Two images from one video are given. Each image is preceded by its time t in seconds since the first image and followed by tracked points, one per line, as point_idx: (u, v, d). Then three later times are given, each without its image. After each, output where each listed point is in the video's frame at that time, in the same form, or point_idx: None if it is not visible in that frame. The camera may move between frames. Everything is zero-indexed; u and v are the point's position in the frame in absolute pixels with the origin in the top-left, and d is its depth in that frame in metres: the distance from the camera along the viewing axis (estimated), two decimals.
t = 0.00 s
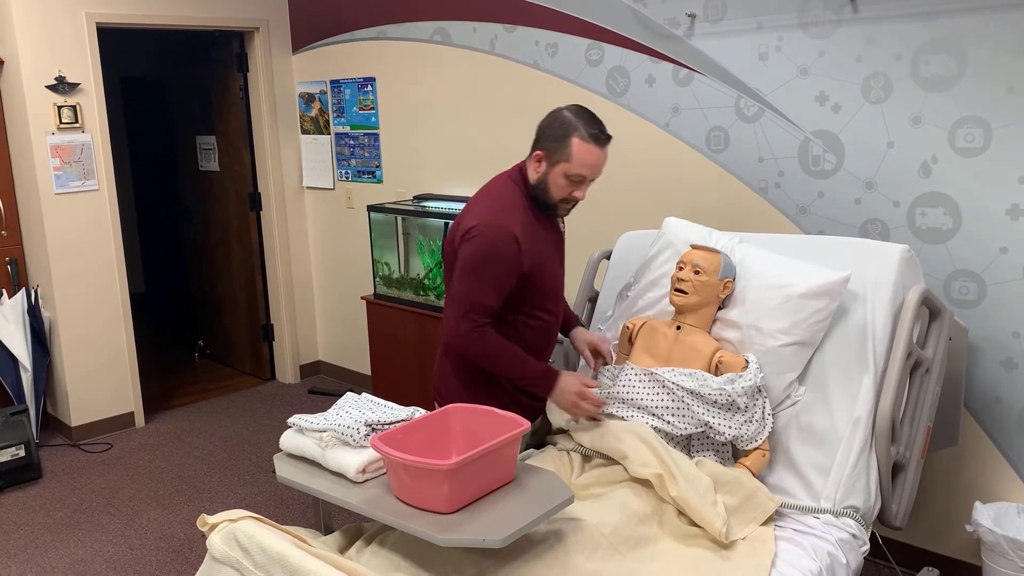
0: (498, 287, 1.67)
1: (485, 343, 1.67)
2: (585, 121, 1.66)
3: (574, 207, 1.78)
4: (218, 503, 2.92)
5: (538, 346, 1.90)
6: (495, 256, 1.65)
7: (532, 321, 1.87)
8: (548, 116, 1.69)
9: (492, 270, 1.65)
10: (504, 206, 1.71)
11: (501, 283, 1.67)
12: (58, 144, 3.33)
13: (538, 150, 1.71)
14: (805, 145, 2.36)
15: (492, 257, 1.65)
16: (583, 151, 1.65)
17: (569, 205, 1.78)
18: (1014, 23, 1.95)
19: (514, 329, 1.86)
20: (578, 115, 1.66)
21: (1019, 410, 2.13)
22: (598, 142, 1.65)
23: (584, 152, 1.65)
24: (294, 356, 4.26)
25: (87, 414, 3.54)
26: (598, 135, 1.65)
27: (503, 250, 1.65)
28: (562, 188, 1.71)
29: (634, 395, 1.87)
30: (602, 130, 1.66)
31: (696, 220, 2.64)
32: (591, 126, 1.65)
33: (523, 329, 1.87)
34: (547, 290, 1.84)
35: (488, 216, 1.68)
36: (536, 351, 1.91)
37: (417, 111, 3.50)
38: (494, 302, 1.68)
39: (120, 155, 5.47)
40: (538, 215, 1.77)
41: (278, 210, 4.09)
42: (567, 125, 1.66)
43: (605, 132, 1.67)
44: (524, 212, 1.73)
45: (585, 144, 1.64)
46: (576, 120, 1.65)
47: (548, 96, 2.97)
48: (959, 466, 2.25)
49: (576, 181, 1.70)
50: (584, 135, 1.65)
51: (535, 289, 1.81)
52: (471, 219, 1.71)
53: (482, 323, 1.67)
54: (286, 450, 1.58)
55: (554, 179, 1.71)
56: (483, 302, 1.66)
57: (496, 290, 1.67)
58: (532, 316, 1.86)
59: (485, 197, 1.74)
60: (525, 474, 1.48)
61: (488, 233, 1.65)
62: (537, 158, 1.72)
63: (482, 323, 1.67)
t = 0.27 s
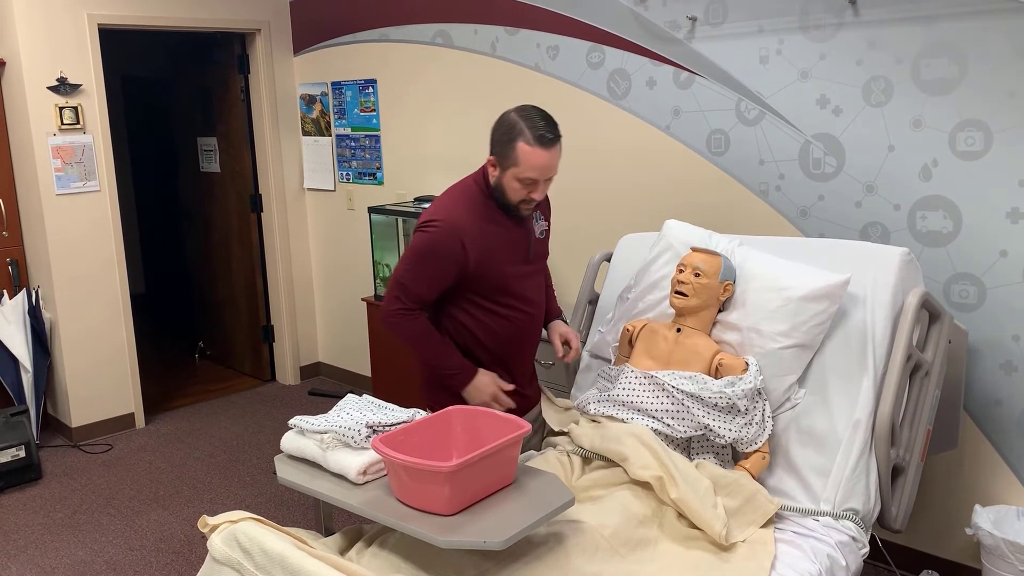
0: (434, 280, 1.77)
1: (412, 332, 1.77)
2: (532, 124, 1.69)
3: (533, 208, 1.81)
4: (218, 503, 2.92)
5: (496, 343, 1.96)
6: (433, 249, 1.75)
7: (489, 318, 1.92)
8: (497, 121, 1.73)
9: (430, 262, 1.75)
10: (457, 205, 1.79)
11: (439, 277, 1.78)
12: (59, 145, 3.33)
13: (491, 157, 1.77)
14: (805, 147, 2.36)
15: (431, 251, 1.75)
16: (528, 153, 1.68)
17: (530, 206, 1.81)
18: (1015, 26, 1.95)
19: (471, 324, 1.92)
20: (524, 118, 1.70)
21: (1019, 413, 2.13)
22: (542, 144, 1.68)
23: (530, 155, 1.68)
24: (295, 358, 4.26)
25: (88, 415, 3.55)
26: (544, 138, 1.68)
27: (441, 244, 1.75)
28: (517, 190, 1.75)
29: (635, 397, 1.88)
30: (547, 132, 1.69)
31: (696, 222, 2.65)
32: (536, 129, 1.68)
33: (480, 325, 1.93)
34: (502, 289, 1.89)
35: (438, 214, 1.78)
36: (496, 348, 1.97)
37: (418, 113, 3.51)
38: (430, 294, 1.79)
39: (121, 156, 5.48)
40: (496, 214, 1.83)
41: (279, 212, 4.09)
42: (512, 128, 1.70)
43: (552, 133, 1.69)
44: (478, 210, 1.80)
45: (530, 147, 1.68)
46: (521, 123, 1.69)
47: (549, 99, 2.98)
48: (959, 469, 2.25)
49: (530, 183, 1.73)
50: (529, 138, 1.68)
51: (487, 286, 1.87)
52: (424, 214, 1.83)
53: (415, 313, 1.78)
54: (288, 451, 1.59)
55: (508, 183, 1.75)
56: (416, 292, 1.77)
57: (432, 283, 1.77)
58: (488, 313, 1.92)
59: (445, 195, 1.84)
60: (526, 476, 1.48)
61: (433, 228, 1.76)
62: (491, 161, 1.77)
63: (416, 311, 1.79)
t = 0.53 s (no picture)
0: (390, 263, 1.86)
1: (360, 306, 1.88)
2: (498, 131, 1.71)
3: (504, 215, 1.82)
4: (219, 508, 2.92)
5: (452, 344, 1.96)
6: (393, 233, 1.84)
7: (448, 317, 1.94)
8: (469, 128, 1.76)
9: (386, 245, 1.84)
10: (427, 198, 1.87)
11: (397, 261, 1.86)
12: (61, 149, 3.34)
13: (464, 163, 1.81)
14: (807, 152, 2.36)
15: (390, 234, 1.84)
16: (489, 160, 1.70)
17: (503, 214, 1.82)
18: (1017, 32, 1.96)
19: (433, 321, 1.95)
20: (491, 125, 1.72)
21: (1021, 418, 2.13)
22: (502, 151, 1.69)
23: (492, 162, 1.70)
24: (296, 362, 4.26)
25: (89, 419, 3.54)
26: (506, 145, 1.70)
27: (399, 228, 1.83)
28: (485, 196, 1.77)
29: (637, 403, 1.87)
30: (510, 140, 1.70)
31: (698, 227, 2.65)
32: (499, 136, 1.70)
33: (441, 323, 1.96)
34: (461, 289, 1.91)
35: (410, 203, 1.87)
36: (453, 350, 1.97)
37: (420, 118, 3.51)
38: (388, 276, 1.88)
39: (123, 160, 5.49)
40: (464, 214, 1.87)
41: (281, 216, 4.10)
42: (479, 135, 1.73)
43: (516, 141, 1.71)
44: (445, 206, 1.86)
45: (491, 154, 1.70)
46: (486, 130, 1.72)
47: (551, 104, 2.98)
48: (961, 475, 2.25)
49: (496, 190, 1.75)
50: (491, 146, 1.70)
51: (445, 281, 1.91)
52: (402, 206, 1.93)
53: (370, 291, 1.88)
54: (289, 456, 1.58)
55: (477, 190, 1.78)
56: (372, 271, 1.86)
57: (389, 265, 1.86)
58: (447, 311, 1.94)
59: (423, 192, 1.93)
60: (528, 481, 1.48)
61: (400, 215, 1.85)
62: (463, 167, 1.80)
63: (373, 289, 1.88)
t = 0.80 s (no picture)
0: (362, 261, 1.90)
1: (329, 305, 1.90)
2: (458, 125, 1.76)
3: (466, 212, 1.84)
4: (221, 512, 2.91)
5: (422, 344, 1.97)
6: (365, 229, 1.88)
7: (418, 315, 1.96)
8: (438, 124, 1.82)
9: (359, 242, 1.89)
10: (402, 196, 1.90)
11: (370, 257, 1.90)
12: (65, 153, 3.34)
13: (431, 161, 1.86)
14: (810, 158, 2.36)
15: (363, 231, 1.88)
16: (447, 152, 1.75)
17: (467, 211, 1.84)
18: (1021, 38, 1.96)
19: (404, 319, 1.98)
20: (454, 120, 1.78)
21: None
22: (458, 143, 1.73)
23: (449, 153, 1.74)
24: (298, 366, 4.26)
25: (91, 423, 3.54)
26: (464, 137, 1.73)
27: (370, 225, 1.87)
28: (447, 191, 1.81)
29: (640, 408, 1.87)
30: (461, 133, 1.73)
31: (701, 232, 2.65)
32: (458, 128, 1.75)
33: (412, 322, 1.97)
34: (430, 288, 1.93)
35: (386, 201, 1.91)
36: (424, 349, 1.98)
37: (423, 123, 3.52)
38: (361, 273, 1.91)
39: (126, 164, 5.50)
40: (435, 213, 1.88)
41: (284, 220, 4.10)
42: (442, 129, 1.78)
43: (473, 134, 1.74)
44: (418, 205, 1.89)
45: (448, 146, 1.74)
46: (448, 124, 1.77)
47: (554, 109, 2.98)
48: (964, 482, 2.24)
49: (454, 184, 1.77)
50: (449, 137, 1.74)
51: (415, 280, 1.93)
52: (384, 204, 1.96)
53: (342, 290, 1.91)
54: (292, 460, 1.58)
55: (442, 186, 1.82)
56: (346, 267, 1.90)
57: (361, 263, 1.90)
58: (417, 310, 1.96)
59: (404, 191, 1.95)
60: (531, 487, 1.47)
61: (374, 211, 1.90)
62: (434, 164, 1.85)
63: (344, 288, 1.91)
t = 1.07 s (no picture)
0: (319, 280, 1.84)
1: (287, 331, 1.81)
2: (401, 128, 1.67)
3: (420, 217, 1.74)
4: (223, 514, 2.91)
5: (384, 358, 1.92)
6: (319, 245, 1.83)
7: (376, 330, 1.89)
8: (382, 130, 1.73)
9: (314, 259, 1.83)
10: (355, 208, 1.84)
11: (327, 275, 1.84)
12: (69, 154, 3.35)
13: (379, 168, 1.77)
14: (814, 161, 2.36)
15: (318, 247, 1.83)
16: (390, 156, 1.65)
17: (421, 216, 1.74)
18: None
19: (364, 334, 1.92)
20: (395, 124, 1.68)
21: None
22: (400, 145, 1.63)
23: (393, 158, 1.65)
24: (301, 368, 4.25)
25: (94, 424, 3.54)
26: (405, 138, 1.64)
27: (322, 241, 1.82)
28: (397, 197, 1.70)
29: (643, 411, 1.86)
30: (402, 134, 1.64)
31: (705, 235, 2.64)
32: (400, 131, 1.65)
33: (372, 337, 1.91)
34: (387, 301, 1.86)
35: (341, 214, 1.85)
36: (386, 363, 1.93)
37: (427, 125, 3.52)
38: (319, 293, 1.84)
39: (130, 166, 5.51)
40: (387, 224, 1.81)
41: (287, 222, 4.10)
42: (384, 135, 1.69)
43: (416, 134, 1.65)
44: (370, 216, 1.82)
45: (390, 150, 1.64)
46: (389, 129, 1.67)
47: (558, 111, 2.98)
48: (969, 487, 2.23)
49: (403, 188, 1.67)
50: (391, 141, 1.65)
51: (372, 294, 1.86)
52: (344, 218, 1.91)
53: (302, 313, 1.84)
54: (294, 462, 1.57)
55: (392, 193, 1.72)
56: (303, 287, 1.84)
57: (319, 282, 1.84)
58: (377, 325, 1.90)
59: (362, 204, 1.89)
60: (535, 489, 1.46)
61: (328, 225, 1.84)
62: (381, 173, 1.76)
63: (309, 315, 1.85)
